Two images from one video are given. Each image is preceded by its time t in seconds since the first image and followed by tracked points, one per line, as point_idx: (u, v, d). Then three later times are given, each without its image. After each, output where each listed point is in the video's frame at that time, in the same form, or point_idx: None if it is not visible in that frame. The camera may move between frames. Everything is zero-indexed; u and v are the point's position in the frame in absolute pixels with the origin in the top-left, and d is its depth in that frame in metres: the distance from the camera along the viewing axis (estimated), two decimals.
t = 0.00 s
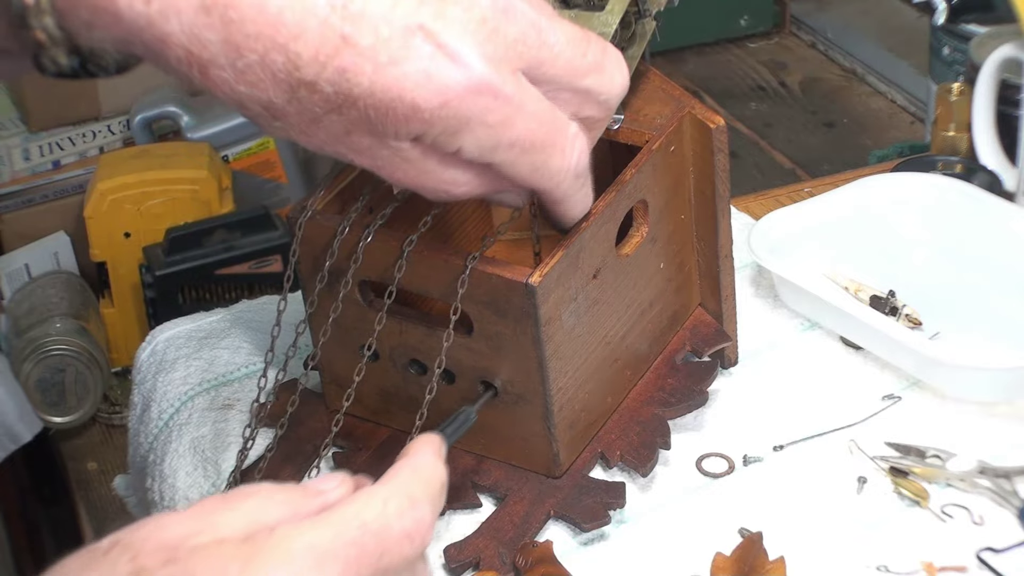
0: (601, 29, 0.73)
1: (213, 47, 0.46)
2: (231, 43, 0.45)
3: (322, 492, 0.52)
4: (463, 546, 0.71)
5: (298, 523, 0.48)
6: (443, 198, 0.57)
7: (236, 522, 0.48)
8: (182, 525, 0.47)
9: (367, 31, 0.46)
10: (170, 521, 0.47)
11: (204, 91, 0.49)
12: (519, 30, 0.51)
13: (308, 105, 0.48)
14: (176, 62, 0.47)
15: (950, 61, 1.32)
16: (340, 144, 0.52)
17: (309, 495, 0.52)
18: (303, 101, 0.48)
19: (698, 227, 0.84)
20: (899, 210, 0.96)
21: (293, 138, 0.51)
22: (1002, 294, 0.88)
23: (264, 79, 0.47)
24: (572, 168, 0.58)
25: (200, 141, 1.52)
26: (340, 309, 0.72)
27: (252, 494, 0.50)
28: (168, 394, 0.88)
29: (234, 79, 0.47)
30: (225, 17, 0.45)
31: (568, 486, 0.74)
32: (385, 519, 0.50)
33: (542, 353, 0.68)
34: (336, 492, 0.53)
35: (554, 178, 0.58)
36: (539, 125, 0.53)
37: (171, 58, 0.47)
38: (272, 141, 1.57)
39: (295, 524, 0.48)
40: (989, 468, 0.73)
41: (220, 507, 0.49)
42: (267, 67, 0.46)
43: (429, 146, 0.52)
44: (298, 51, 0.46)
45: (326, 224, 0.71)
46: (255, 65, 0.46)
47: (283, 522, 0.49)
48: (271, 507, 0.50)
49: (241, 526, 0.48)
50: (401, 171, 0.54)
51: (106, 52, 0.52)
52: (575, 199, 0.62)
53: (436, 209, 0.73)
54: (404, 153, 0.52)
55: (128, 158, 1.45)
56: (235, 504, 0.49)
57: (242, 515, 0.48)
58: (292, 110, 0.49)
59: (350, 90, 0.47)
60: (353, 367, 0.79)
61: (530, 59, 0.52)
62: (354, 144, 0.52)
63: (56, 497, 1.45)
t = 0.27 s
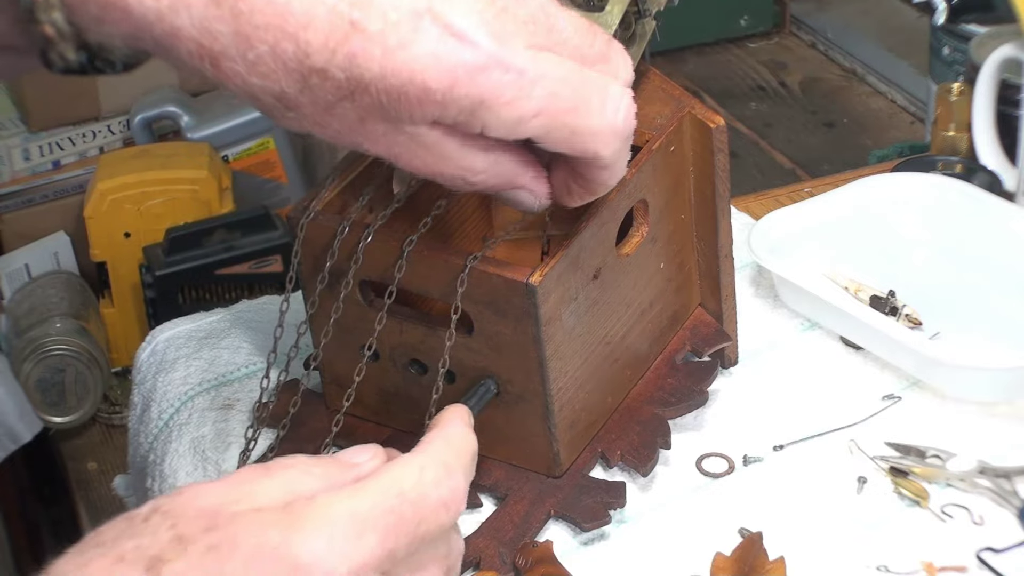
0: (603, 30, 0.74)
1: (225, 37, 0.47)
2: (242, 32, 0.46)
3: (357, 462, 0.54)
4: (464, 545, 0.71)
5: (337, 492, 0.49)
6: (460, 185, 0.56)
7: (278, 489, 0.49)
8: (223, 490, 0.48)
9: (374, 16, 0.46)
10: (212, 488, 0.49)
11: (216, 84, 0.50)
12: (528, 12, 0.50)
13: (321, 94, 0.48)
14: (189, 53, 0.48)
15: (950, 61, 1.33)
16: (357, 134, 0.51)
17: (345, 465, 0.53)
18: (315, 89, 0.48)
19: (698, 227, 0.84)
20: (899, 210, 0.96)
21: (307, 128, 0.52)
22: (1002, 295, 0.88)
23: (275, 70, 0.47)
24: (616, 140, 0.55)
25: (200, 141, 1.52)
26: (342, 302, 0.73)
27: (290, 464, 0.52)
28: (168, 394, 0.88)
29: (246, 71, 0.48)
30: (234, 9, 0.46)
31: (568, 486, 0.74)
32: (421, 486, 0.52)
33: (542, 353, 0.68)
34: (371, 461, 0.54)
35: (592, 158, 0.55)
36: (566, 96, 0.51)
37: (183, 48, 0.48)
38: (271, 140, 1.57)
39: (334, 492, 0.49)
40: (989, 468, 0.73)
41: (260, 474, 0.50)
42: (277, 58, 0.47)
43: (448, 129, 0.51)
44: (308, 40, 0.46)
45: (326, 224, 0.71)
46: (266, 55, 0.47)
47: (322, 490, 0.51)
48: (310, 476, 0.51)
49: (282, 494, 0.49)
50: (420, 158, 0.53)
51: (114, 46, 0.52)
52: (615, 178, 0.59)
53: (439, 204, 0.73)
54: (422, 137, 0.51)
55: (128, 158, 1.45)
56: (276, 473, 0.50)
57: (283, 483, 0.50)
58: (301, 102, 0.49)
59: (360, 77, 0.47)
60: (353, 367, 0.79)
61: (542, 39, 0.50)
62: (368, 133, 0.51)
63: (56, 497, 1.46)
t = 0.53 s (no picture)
0: (602, 30, 0.74)
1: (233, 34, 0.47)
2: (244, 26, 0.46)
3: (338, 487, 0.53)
4: (463, 545, 0.71)
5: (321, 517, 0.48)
6: (469, 192, 0.56)
7: (261, 510, 0.48)
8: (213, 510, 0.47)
9: (377, 9, 0.46)
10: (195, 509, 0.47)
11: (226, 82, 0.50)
12: (533, 12, 0.50)
13: (324, 90, 0.48)
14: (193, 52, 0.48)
15: (950, 61, 1.33)
16: (360, 133, 0.51)
17: (327, 490, 0.52)
18: (318, 85, 0.48)
19: (698, 227, 0.84)
20: (899, 210, 0.96)
21: (314, 129, 0.52)
22: (1002, 295, 0.88)
23: (279, 66, 0.47)
24: (623, 144, 0.53)
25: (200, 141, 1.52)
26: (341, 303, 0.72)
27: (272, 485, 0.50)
28: (168, 394, 0.88)
29: (250, 69, 0.48)
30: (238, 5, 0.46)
31: (568, 486, 0.74)
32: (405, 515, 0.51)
33: (542, 353, 0.68)
34: (352, 487, 0.54)
35: (598, 163, 0.54)
36: (572, 95, 0.50)
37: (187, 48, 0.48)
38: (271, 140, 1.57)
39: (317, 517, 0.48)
40: (989, 468, 0.73)
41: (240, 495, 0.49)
42: (281, 53, 0.47)
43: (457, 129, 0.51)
44: (311, 34, 0.46)
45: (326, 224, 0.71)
46: (269, 50, 0.47)
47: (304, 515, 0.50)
48: (292, 498, 0.50)
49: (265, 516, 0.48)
50: (426, 160, 0.53)
51: (117, 44, 0.52)
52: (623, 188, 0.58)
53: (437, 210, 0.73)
54: (428, 138, 0.51)
55: (128, 158, 1.45)
56: (257, 494, 0.49)
57: (267, 504, 0.48)
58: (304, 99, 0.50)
59: (363, 70, 0.47)
60: (353, 367, 0.79)
61: (548, 38, 0.50)
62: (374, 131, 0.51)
63: (56, 497, 1.47)
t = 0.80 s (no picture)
0: (601, 30, 0.73)
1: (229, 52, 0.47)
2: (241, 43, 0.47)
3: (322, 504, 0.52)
4: (463, 545, 0.71)
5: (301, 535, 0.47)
6: (462, 210, 0.57)
7: (238, 529, 0.47)
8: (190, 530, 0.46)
9: (373, 29, 0.47)
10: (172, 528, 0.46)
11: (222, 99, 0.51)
12: (529, 34, 0.51)
13: (319, 108, 0.49)
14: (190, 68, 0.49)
15: (950, 61, 1.33)
16: (353, 151, 0.52)
17: (311, 505, 0.51)
18: (313, 103, 0.49)
19: (698, 227, 0.84)
20: (899, 210, 0.96)
21: (308, 145, 0.52)
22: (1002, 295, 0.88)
23: (274, 83, 0.48)
24: (615, 169, 0.54)
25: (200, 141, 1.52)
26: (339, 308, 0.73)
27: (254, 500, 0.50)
28: (168, 394, 0.88)
29: (245, 84, 0.48)
30: (234, 21, 0.46)
31: (568, 486, 0.74)
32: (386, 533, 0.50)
33: (542, 353, 0.68)
34: (336, 504, 0.52)
35: (590, 187, 0.55)
36: (567, 119, 0.51)
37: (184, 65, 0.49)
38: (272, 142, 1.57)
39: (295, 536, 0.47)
40: (989, 468, 0.73)
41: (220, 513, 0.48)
42: (276, 70, 0.48)
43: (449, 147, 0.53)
44: (307, 52, 0.47)
45: (326, 224, 0.71)
46: (266, 67, 0.47)
47: (284, 533, 0.48)
48: (273, 515, 0.49)
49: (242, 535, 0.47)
50: (419, 178, 0.54)
51: (114, 55, 0.52)
52: (614, 212, 0.59)
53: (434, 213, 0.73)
54: (421, 157, 0.53)
55: (128, 158, 1.45)
56: (237, 512, 0.48)
57: (245, 522, 0.48)
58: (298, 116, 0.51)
59: (358, 91, 0.48)
60: (353, 367, 0.79)
61: (543, 62, 0.51)
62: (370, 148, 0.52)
63: (56, 497, 1.49)
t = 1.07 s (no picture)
0: (601, 30, 0.73)
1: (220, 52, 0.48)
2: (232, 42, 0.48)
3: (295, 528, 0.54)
4: (463, 545, 0.71)
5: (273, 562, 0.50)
6: (449, 214, 0.58)
7: (209, 555, 0.49)
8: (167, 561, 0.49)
9: (362, 29, 0.48)
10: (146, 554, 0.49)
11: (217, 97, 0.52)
12: (519, 35, 0.51)
13: (307, 108, 0.50)
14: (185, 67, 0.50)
15: (950, 61, 1.33)
16: (342, 153, 0.54)
17: (284, 530, 0.53)
18: (301, 103, 0.50)
19: (698, 226, 0.84)
20: (899, 210, 0.96)
21: (295, 146, 0.54)
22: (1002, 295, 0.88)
23: (263, 83, 0.49)
24: (603, 173, 0.55)
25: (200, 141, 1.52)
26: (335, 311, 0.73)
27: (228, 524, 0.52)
28: (168, 394, 0.88)
29: (234, 85, 0.49)
30: (223, 21, 0.47)
31: (568, 486, 0.74)
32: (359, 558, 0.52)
33: (542, 353, 0.68)
34: (310, 529, 0.55)
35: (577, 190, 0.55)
36: (554, 122, 0.52)
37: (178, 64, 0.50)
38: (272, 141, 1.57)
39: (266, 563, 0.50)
40: (989, 468, 0.73)
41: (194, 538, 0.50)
42: (265, 70, 0.48)
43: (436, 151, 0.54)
44: (296, 53, 0.48)
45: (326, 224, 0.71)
46: (254, 67, 0.48)
47: (256, 558, 0.51)
48: (247, 539, 0.51)
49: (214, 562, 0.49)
50: (406, 182, 0.55)
51: (105, 57, 0.52)
52: (602, 216, 0.59)
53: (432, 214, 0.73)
54: (408, 159, 0.53)
55: (128, 158, 1.45)
56: (211, 536, 0.50)
57: (218, 548, 0.50)
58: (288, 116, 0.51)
59: (346, 91, 0.49)
60: (352, 367, 0.79)
61: (531, 65, 0.51)
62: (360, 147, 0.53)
63: (55, 497, 1.49)
